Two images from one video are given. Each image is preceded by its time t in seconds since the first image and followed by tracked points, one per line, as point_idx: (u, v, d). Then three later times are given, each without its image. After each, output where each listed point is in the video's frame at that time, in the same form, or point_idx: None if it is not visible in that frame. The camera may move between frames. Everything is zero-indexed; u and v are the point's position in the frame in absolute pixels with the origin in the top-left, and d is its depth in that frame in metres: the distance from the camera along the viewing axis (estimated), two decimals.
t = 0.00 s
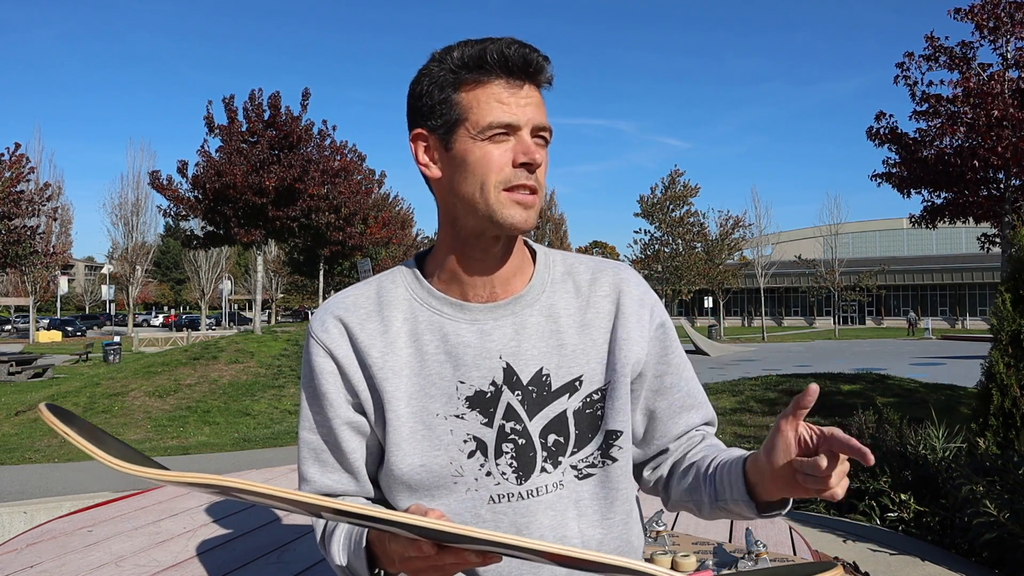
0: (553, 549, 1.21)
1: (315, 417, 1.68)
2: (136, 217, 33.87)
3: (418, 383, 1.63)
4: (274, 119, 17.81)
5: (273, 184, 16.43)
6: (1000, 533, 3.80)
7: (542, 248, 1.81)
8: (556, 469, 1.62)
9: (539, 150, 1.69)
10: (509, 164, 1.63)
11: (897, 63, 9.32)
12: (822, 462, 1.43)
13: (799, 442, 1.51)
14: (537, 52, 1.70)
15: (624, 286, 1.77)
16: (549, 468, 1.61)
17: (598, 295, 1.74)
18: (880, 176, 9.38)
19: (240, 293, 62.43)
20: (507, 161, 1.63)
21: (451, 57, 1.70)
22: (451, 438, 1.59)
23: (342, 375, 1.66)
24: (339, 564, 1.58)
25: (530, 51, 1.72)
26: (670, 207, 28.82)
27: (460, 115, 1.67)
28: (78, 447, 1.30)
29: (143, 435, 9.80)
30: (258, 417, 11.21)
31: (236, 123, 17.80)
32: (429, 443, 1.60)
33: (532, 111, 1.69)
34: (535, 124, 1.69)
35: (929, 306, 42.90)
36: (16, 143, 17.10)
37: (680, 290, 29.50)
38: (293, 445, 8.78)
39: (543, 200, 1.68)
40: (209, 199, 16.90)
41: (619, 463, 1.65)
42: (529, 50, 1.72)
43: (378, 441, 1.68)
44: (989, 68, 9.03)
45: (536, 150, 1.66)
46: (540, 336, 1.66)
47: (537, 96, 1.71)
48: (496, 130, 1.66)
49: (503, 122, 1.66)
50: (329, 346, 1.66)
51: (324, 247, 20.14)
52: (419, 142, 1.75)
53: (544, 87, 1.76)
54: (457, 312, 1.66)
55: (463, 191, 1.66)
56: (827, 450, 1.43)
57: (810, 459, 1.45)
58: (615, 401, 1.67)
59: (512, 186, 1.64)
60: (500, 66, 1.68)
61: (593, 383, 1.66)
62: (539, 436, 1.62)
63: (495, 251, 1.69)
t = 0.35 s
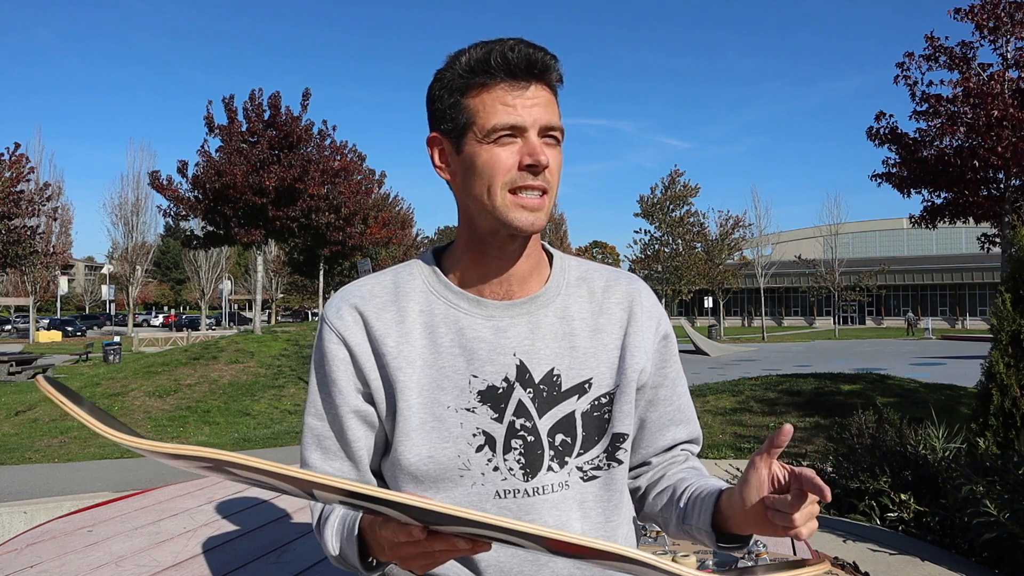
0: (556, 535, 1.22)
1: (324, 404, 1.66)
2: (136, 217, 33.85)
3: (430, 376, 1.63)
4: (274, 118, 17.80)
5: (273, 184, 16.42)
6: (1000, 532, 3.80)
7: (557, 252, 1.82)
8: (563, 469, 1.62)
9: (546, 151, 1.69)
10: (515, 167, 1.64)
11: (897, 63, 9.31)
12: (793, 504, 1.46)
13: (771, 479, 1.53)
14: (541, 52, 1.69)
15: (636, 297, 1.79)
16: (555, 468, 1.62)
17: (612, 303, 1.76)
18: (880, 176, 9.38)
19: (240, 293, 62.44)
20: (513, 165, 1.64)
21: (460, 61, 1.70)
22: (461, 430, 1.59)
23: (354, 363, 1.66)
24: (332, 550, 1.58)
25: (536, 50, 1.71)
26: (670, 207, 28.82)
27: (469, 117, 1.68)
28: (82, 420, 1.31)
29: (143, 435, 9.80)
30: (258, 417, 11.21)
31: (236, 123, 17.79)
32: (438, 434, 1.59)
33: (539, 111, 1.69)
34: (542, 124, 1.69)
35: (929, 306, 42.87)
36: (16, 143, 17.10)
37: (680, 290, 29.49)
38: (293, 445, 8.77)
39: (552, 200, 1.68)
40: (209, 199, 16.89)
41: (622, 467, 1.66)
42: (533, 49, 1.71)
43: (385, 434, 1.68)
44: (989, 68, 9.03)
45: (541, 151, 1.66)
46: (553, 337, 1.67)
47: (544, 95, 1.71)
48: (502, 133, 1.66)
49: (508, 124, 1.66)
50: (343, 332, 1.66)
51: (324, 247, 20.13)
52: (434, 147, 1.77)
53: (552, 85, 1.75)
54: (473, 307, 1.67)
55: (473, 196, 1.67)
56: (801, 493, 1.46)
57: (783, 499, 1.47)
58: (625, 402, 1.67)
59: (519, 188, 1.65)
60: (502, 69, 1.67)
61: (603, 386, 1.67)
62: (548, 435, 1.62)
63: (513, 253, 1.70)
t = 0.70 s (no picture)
0: (558, 529, 1.23)
1: (330, 401, 1.66)
2: (136, 217, 33.85)
3: (438, 375, 1.63)
4: (274, 119, 17.79)
5: (273, 184, 16.42)
6: (1000, 532, 3.80)
7: (568, 254, 1.82)
8: (567, 472, 1.62)
9: (557, 154, 1.69)
10: (523, 169, 1.64)
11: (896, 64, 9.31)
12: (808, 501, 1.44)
13: (782, 477, 1.50)
14: (553, 53, 1.69)
15: (646, 300, 1.78)
16: (561, 470, 1.61)
17: (620, 305, 1.75)
18: (880, 176, 9.37)
19: (240, 294, 62.45)
20: (522, 167, 1.64)
21: (473, 61, 1.70)
22: (467, 431, 1.59)
23: (361, 361, 1.66)
24: (331, 545, 1.58)
25: (548, 51, 1.71)
26: (670, 207, 28.82)
27: (479, 119, 1.67)
28: (66, 416, 1.31)
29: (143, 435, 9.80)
30: (258, 417, 11.21)
31: (236, 123, 17.78)
32: (444, 434, 1.59)
33: (549, 114, 1.68)
34: (553, 126, 1.69)
35: (929, 306, 42.84)
36: (16, 143, 17.09)
37: (680, 290, 29.48)
38: (293, 445, 8.77)
39: (560, 202, 1.68)
40: (209, 199, 16.89)
41: (628, 469, 1.66)
42: (546, 50, 1.71)
43: (392, 431, 1.68)
44: (989, 68, 9.03)
45: (550, 153, 1.65)
46: (561, 339, 1.67)
47: (554, 98, 1.70)
48: (511, 135, 1.66)
49: (517, 126, 1.66)
50: (352, 330, 1.65)
51: (324, 247, 20.14)
52: (446, 146, 1.77)
53: (565, 87, 1.75)
54: (482, 308, 1.67)
55: (482, 197, 1.68)
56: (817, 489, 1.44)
57: (796, 497, 1.45)
58: (632, 405, 1.67)
59: (527, 191, 1.65)
60: (512, 70, 1.67)
61: (610, 390, 1.67)
62: (554, 438, 1.62)
63: (524, 255, 1.70)
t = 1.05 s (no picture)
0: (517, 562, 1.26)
1: (321, 398, 1.68)
2: (136, 217, 33.83)
3: (427, 369, 1.63)
4: (274, 119, 17.79)
5: (273, 184, 16.42)
6: (1000, 532, 3.80)
7: (561, 248, 1.81)
8: (562, 464, 1.61)
9: (516, 145, 1.66)
10: (480, 163, 1.64)
11: (896, 64, 9.30)
12: None
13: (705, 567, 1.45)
14: (514, 45, 1.67)
15: (640, 290, 1.77)
16: (554, 462, 1.61)
17: (613, 296, 1.74)
18: (881, 176, 9.38)
19: (240, 293, 62.45)
20: (479, 161, 1.64)
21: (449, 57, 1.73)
22: (457, 425, 1.59)
23: (351, 358, 1.66)
24: (322, 548, 1.58)
25: (513, 45, 1.69)
26: (670, 207, 28.82)
27: (453, 115, 1.69)
28: (40, 437, 1.34)
29: (143, 435, 9.80)
30: (258, 417, 11.21)
31: (236, 123, 17.78)
32: (434, 429, 1.59)
33: (512, 105, 1.67)
34: (514, 118, 1.67)
35: (929, 306, 42.86)
36: (16, 143, 17.09)
37: (680, 290, 29.49)
38: (294, 445, 8.78)
39: (522, 195, 1.64)
40: (209, 199, 16.88)
41: (624, 461, 1.64)
42: (511, 43, 1.69)
43: (382, 428, 1.68)
44: (989, 68, 9.03)
45: (506, 145, 1.64)
46: (552, 330, 1.66)
47: (520, 89, 1.68)
48: (473, 127, 1.66)
49: (479, 120, 1.66)
50: (341, 329, 1.66)
51: (324, 247, 20.15)
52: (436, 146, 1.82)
53: (537, 78, 1.72)
54: (472, 302, 1.67)
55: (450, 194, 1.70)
56: None
57: None
58: (623, 397, 1.66)
59: (486, 184, 1.64)
60: (475, 66, 1.68)
61: (603, 381, 1.66)
62: (546, 430, 1.62)
63: (496, 248, 1.68)
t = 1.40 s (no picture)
0: None
1: (325, 396, 1.69)
2: (136, 217, 33.81)
3: (436, 368, 1.63)
4: (274, 119, 17.79)
5: (273, 184, 16.42)
6: (1000, 532, 3.80)
7: (571, 252, 1.81)
8: (570, 467, 1.61)
9: (522, 157, 1.65)
10: (486, 177, 1.64)
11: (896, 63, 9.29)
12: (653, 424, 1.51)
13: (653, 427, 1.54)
14: (521, 54, 1.64)
15: (650, 295, 1.76)
16: (562, 466, 1.61)
17: (624, 300, 1.74)
18: (880, 176, 9.38)
19: (240, 293, 62.43)
20: (484, 175, 1.64)
21: (460, 60, 1.72)
22: (466, 425, 1.58)
23: (356, 358, 1.67)
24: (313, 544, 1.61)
25: (520, 54, 1.66)
26: (670, 207, 28.82)
27: (461, 123, 1.70)
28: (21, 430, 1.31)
29: (143, 435, 9.80)
30: (258, 417, 11.21)
31: (236, 123, 17.77)
32: (443, 429, 1.58)
33: (518, 117, 1.65)
34: (521, 131, 1.65)
35: (929, 306, 42.86)
36: (16, 143, 17.08)
37: (680, 290, 29.49)
38: (293, 446, 8.78)
39: (527, 209, 1.64)
40: (209, 199, 16.87)
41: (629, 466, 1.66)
42: (519, 52, 1.66)
43: (388, 427, 1.68)
44: (988, 68, 9.03)
45: (511, 159, 1.63)
46: (562, 332, 1.66)
47: (528, 100, 1.66)
48: (478, 138, 1.67)
49: (485, 134, 1.66)
50: (348, 327, 1.67)
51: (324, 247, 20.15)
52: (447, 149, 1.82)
53: (547, 87, 1.69)
54: (482, 303, 1.67)
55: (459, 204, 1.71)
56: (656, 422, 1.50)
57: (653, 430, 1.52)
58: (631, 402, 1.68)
59: (492, 198, 1.64)
60: (481, 76, 1.66)
61: (613, 386, 1.66)
62: (555, 432, 1.62)
63: (504, 257, 1.68)
